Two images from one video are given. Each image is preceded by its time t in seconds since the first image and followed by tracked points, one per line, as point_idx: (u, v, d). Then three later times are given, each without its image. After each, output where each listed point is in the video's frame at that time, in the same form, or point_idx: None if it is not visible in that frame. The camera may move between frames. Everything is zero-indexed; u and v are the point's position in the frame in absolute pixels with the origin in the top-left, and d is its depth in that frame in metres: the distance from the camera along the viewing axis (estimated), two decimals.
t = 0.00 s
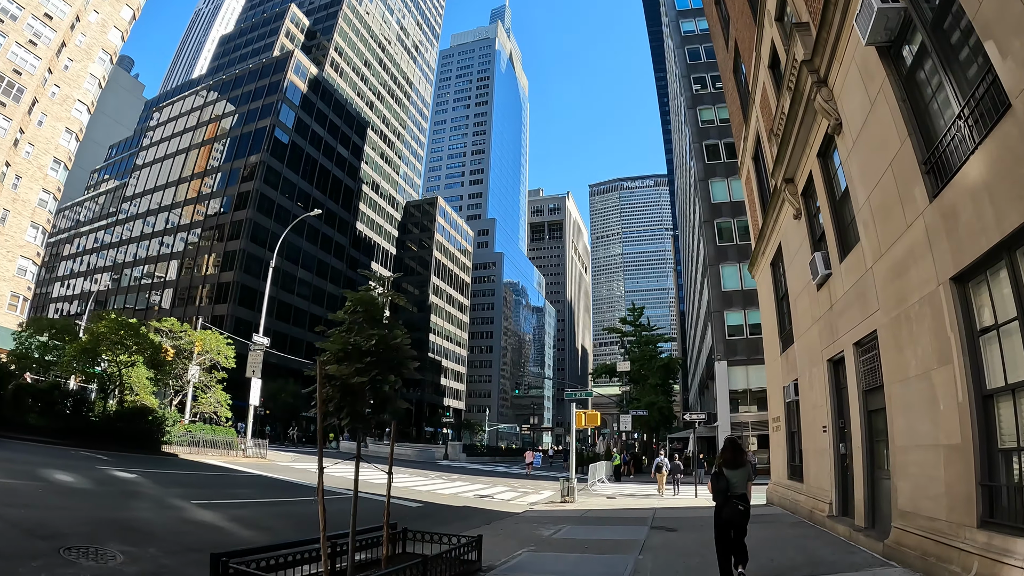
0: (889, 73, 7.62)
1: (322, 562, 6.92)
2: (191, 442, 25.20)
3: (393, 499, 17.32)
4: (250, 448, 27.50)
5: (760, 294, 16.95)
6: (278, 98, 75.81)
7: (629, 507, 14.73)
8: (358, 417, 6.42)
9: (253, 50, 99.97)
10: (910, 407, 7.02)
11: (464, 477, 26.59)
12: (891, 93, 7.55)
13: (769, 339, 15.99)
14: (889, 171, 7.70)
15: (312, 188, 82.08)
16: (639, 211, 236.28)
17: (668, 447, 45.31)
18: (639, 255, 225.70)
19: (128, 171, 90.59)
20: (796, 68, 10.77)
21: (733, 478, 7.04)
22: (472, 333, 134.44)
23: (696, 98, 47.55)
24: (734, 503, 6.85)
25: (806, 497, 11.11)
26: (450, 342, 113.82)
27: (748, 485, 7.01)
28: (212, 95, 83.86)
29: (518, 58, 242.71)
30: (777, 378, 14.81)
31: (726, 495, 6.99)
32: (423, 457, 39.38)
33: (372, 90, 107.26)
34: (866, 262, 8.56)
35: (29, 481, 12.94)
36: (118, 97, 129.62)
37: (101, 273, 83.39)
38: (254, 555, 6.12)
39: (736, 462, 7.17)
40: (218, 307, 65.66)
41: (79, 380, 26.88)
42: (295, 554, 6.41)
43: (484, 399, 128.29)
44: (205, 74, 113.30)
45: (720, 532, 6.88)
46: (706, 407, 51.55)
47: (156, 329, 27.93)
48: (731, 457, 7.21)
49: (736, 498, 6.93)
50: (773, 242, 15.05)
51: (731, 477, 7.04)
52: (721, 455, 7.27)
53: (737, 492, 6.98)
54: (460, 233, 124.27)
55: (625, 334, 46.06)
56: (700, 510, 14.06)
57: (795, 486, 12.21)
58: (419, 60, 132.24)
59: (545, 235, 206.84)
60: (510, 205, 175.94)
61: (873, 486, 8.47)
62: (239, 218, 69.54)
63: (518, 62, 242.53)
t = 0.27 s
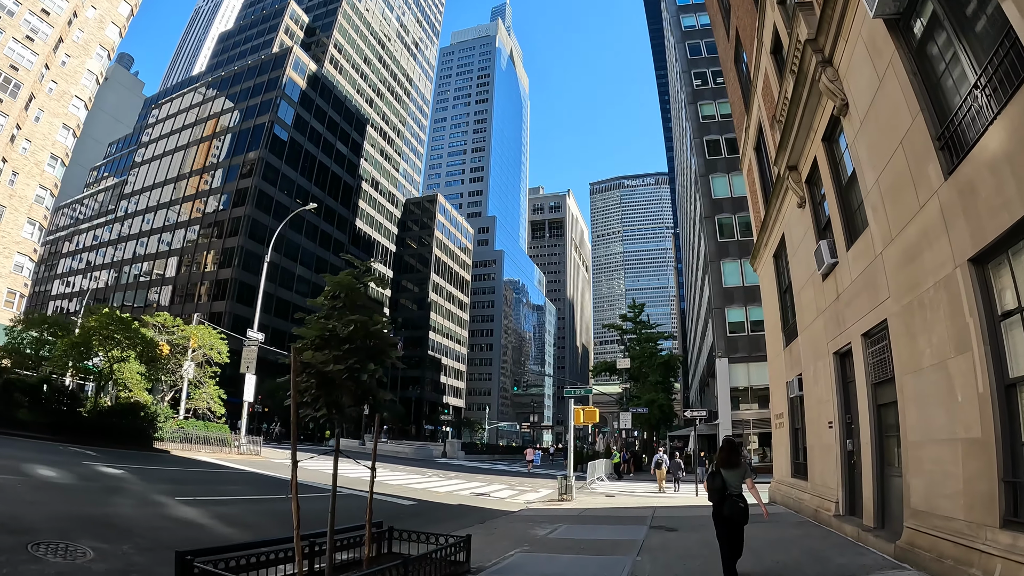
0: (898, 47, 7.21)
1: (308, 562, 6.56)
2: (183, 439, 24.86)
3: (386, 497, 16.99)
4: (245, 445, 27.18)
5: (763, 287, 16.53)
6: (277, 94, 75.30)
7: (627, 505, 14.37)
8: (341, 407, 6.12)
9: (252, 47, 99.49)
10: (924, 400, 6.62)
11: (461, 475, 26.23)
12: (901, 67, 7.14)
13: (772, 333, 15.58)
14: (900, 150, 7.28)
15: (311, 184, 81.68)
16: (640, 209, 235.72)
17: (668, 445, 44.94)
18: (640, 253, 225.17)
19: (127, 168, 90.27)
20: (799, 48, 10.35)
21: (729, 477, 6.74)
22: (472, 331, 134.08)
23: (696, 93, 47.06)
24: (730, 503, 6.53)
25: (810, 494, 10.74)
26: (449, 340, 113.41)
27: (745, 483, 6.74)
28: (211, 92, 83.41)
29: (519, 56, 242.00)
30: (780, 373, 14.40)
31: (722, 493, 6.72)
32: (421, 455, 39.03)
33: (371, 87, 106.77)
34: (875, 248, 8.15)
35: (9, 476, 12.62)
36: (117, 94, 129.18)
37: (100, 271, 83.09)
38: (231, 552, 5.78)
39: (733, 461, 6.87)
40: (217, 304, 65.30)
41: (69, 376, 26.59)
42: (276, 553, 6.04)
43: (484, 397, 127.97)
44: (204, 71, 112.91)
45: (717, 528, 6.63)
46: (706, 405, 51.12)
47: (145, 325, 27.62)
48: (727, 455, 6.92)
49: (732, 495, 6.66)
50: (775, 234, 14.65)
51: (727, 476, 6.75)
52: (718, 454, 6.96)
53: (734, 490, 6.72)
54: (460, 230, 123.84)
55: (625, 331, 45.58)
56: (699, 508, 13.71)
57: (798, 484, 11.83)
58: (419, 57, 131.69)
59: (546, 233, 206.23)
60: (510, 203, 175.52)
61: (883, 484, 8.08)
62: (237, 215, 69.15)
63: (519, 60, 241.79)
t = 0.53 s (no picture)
0: (909, 23, 6.79)
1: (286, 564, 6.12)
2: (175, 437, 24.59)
3: (378, 496, 16.63)
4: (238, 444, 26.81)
5: (765, 282, 16.13)
6: (275, 91, 74.79)
7: (624, 505, 14.00)
8: (316, 404, 5.75)
9: (251, 44, 98.97)
10: (940, 397, 6.23)
11: (457, 474, 25.81)
12: (911, 43, 6.73)
13: (775, 329, 15.15)
14: (912, 131, 6.87)
15: (309, 182, 81.24)
16: (640, 208, 235.15)
17: (668, 444, 44.50)
18: (640, 252, 224.55)
19: (125, 166, 89.86)
20: (802, 30, 9.93)
21: (725, 475, 6.83)
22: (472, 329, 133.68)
23: (697, 89, 46.57)
24: (726, 498, 6.62)
25: (815, 495, 10.35)
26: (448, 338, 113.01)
27: (741, 480, 6.84)
28: (209, 89, 82.94)
29: (519, 54, 241.27)
30: (782, 370, 14.01)
31: (719, 491, 6.78)
32: (418, 454, 38.62)
33: (370, 84, 106.25)
34: (885, 237, 7.75)
35: None
36: (116, 92, 128.79)
37: (98, 269, 82.70)
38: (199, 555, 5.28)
39: (729, 460, 6.97)
40: (214, 302, 64.92)
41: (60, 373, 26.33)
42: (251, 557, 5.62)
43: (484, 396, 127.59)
44: (203, 69, 112.47)
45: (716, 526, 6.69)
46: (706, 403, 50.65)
47: (137, 322, 27.25)
48: (723, 455, 7.02)
49: (729, 493, 6.71)
50: (778, 226, 14.24)
51: (724, 476, 6.83)
52: (714, 454, 7.08)
53: (731, 489, 6.80)
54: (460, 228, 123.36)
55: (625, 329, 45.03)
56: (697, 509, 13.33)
57: (802, 485, 11.42)
58: (419, 55, 131.11)
59: (546, 232, 205.71)
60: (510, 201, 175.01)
61: (893, 485, 7.70)
62: (235, 213, 68.72)
63: (519, 58, 241.12)
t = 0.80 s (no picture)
0: None
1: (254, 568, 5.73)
2: (166, 433, 24.40)
3: (368, 494, 16.27)
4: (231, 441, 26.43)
5: (766, 275, 15.77)
6: (272, 88, 74.34)
7: (622, 504, 13.60)
8: (284, 393, 5.44)
9: (250, 41, 98.47)
10: (957, 388, 5.84)
11: (454, 471, 25.41)
12: (922, 11, 6.35)
13: (776, 322, 14.74)
14: (921, 105, 6.50)
15: (307, 179, 80.81)
16: (640, 207, 234.79)
17: (668, 442, 44.10)
18: (640, 250, 224.06)
19: (122, 164, 89.48)
20: (805, 7, 9.53)
21: (717, 473, 6.98)
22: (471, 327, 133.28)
23: (696, 84, 46.11)
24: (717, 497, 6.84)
25: (819, 494, 9.96)
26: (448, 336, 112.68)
27: (732, 478, 6.99)
28: (206, 86, 82.54)
29: (519, 52, 240.87)
30: (784, 364, 13.63)
31: (710, 489, 6.97)
32: (416, 452, 38.25)
33: (369, 81, 105.80)
34: (894, 220, 7.36)
35: None
36: (115, 89, 128.41)
37: (96, 267, 82.37)
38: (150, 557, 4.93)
39: (720, 459, 7.11)
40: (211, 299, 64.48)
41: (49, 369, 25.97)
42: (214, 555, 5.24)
43: (483, 394, 127.24)
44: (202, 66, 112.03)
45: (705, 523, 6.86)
46: (707, 401, 50.21)
47: (126, 317, 26.89)
48: (714, 453, 7.19)
49: (719, 492, 6.91)
50: (779, 216, 13.85)
51: (716, 473, 6.98)
52: (706, 451, 7.22)
53: (722, 487, 6.96)
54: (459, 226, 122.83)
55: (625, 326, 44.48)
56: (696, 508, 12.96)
57: (805, 483, 11.02)
58: (418, 52, 130.55)
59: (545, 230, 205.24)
60: (510, 200, 174.43)
61: (902, 482, 7.32)
62: (232, 209, 68.33)
63: (519, 56, 240.67)
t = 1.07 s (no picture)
0: None
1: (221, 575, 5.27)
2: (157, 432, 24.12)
3: (359, 495, 15.84)
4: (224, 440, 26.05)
5: (768, 269, 15.35)
6: (270, 85, 73.89)
7: (619, 506, 13.20)
8: (252, 386, 4.98)
9: (248, 39, 97.94)
10: (978, 381, 5.43)
11: (449, 471, 24.98)
12: None
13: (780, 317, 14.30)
14: (935, 79, 6.11)
15: (305, 177, 80.28)
16: (640, 205, 234.35)
17: (668, 441, 43.64)
18: (640, 249, 223.54)
19: (121, 163, 89.09)
20: None
21: (711, 470, 6.76)
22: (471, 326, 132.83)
23: (696, 80, 45.59)
24: (709, 497, 6.57)
25: (826, 496, 9.50)
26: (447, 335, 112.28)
27: (726, 476, 6.79)
28: (204, 85, 82.08)
29: (518, 51, 240.41)
30: (787, 361, 13.20)
31: (704, 486, 6.68)
32: (413, 451, 37.81)
33: (368, 79, 105.31)
34: (906, 206, 6.96)
35: None
36: (114, 89, 128.01)
37: (94, 266, 81.95)
38: (102, 563, 4.53)
39: (714, 455, 6.92)
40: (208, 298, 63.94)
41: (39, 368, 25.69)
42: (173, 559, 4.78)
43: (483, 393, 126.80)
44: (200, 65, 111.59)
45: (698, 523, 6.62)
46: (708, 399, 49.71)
47: (116, 314, 26.66)
48: (708, 450, 6.98)
49: (715, 489, 6.66)
50: (782, 208, 13.44)
51: (709, 470, 6.76)
52: (699, 449, 7.02)
53: (717, 484, 6.70)
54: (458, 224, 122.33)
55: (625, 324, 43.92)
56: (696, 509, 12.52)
57: (811, 485, 10.55)
58: (417, 50, 129.99)
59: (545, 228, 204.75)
60: (510, 198, 173.83)
61: (916, 483, 6.90)
62: (229, 207, 67.81)
63: (519, 54, 240.22)
